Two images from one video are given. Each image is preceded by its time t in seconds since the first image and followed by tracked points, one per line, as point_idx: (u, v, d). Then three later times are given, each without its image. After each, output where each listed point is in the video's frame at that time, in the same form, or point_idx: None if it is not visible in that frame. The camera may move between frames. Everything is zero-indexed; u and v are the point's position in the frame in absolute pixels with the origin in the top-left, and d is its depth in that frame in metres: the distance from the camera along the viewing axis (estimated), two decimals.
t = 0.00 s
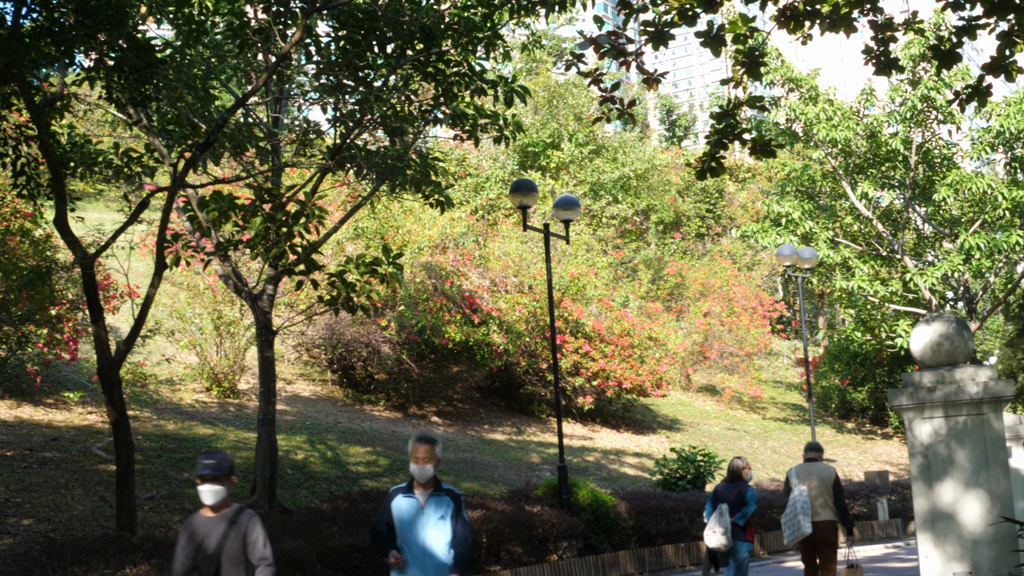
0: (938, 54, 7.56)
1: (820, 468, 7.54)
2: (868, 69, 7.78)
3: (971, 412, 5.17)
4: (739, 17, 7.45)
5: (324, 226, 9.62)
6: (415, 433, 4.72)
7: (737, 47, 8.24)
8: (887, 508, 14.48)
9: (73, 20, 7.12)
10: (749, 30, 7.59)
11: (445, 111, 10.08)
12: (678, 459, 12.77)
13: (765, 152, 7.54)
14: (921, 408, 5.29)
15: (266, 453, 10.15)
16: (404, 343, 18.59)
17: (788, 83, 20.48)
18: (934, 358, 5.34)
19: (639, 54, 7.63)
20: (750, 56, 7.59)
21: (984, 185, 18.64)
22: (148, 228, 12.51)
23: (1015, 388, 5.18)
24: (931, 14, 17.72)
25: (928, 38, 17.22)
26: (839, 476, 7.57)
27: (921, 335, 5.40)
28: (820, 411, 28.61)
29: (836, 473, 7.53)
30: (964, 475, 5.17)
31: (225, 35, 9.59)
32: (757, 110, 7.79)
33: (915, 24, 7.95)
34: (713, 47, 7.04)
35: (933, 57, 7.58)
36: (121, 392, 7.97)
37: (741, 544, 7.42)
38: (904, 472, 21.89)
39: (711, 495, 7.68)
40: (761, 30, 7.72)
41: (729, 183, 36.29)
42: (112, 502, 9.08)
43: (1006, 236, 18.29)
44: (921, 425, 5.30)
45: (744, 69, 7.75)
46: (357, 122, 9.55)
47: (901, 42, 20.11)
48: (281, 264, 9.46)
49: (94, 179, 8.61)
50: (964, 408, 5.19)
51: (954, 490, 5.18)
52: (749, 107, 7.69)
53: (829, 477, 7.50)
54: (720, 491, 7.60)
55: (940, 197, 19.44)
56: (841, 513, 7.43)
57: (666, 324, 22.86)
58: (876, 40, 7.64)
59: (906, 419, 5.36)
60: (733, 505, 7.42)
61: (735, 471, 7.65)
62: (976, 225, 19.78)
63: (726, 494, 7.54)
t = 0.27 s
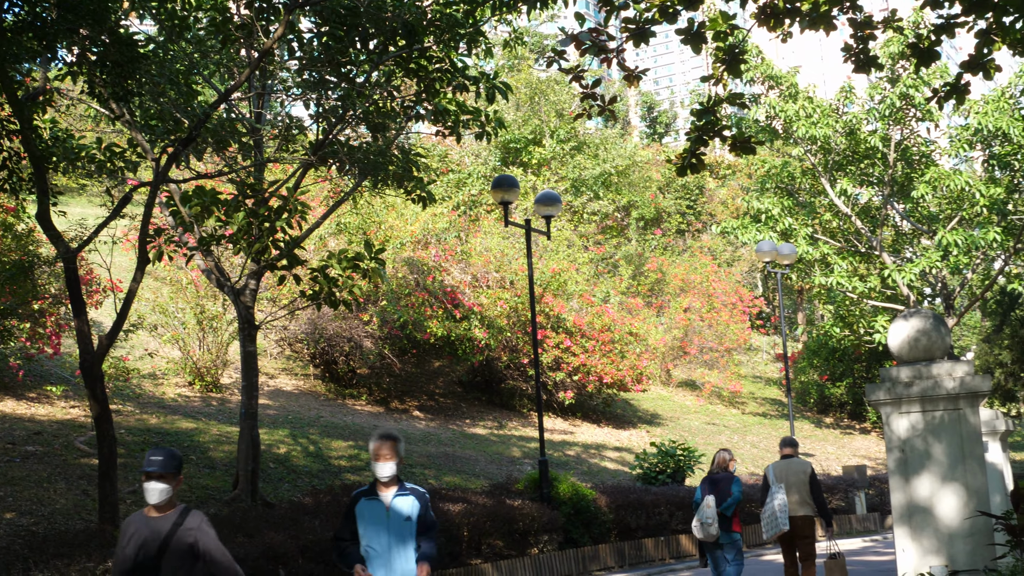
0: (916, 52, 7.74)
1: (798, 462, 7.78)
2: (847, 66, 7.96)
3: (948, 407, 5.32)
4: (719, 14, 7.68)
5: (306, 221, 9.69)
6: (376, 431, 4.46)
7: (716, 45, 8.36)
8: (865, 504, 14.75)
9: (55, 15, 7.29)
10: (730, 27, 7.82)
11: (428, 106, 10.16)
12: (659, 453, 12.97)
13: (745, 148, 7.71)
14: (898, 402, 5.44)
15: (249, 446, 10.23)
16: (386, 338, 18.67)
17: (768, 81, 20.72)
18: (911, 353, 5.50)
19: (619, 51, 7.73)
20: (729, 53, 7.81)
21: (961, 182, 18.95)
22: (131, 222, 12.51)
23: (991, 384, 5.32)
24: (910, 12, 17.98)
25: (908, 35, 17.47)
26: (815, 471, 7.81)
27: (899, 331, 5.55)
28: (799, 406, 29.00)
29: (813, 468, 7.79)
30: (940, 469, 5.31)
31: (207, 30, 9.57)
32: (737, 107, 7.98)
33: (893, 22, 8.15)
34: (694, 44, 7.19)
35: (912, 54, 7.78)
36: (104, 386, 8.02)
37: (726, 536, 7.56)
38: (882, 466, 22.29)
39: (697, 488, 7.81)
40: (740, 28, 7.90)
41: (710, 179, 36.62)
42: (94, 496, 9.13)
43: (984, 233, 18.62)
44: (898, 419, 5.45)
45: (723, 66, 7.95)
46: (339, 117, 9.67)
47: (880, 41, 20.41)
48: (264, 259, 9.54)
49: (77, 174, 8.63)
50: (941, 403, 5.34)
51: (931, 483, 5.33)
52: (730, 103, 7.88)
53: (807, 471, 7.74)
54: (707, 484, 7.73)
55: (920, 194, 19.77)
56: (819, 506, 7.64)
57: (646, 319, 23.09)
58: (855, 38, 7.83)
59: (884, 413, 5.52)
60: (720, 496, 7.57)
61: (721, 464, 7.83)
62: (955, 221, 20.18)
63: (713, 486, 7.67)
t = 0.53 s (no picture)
0: (905, 50, 7.79)
1: (783, 458, 7.85)
2: (835, 64, 8.00)
3: (935, 405, 5.38)
4: (707, 12, 7.77)
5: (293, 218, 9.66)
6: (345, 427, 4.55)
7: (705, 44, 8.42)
8: (853, 501, 14.89)
9: (41, 11, 7.22)
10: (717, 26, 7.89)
11: (414, 103, 10.13)
12: (647, 451, 13.04)
13: (733, 146, 7.77)
14: (885, 401, 5.49)
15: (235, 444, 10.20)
16: (374, 336, 18.67)
17: (756, 79, 20.84)
18: (898, 351, 5.55)
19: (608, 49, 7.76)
20: (719, 50, 7.81)
21: (949, 181, 19.17)
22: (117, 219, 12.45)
23: (979, 381, 5.35)
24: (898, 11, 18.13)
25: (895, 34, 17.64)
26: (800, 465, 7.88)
27: (886, 329, 5.62)
28: (787, 404, 29.21)
29: (798, 462, 7.85)
30: (927, 468, 5.40)
31: (194, 26, 9.53)
32: (725, 105, 8.02)
33: (880, 21, 8.23)
34: (682, 41, 7.22)
35: (900, 52, 7.81)
36: (90, 384, 8.00)
37: (724, 533, 7.62)
38: (869, 464, 22.47)
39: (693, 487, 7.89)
40: (729, 25, 7.96)
41: (698, 177, 36.78)
42: (80, 494, 9.10)
43: (971, 231, 18.79)
44: (885, 418, 5.51)
45: (712, 64, 7.98)
46: (327, 114, 9.70)
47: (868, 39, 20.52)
48: (251, 256, 9.52)
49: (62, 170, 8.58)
50: (928, 401, 5.39)
51: (918, 482, 5.42)
52: (718, 101, 7.92)
53: (792, 465, 7.81)
54: (701, 482, 7.81)
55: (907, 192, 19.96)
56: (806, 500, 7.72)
57: (634, 317, 23.18)
58: (843, 36, 7.89)
59: (871, 411, 5.57)
60: (714, 494, 7.66)
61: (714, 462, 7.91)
62: (943, 219, 20.53)
63: (707, 484, 7.76)
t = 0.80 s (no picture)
0: (894, 50, 7.86)
1: (777, 461, 7.88)
2: (824, 64, 8.07)
3: (923, 405, 5.47)
4: (696, 13, 7.88)
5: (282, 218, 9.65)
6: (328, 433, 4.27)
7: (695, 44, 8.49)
8: (840, 501, 15.03)
9: (29, 9, 7.27)
10: (705, 26, 7.98)
11: (403, 102, 10.13)
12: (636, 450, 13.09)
13: (722, 146, 7.82)
14: (873, 400, 5.59)
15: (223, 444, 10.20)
16: (362, 335, 18.67)
17: (745, 79, 20.96)
18: (886, 351, 5.65)
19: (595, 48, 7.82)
20: (707, 50, 7.86)
21: (937, 181, 19.36)
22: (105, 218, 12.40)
23: (966, 381, 5.42)
24: (886, 12, 18.27)
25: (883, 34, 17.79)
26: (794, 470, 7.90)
27: (875, 329, 5.71)
28: (775, 404, 29.38)
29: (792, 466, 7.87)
30: (914, 467, 5.48)
31: (182, 25, 9.49)
32: (714, 105, 8.07)
33: (869, 20, 8.31)
34: (671, 41, 7.25)
35: (889, 52, 7.89)
36: (77, 383, 7.98)
37: (730, 531, 7.73)
38: (857, 464, 22.64)
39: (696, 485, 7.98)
40: (718, 25, 8.03)
41: (686, 177, 36.93)
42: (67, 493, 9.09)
43: (959, 232, 18.96)
44: (873, 417, 5.61)
45: (701, 63, 8.03)
46: (315, 113, 9.73)
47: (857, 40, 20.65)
48: (239, 255, 9.51)
49: (50, 169, 8.56)
50: (916, 401, 5.48)
51: (905, 481, 5.50)
52: (706, 101, 7.98)
53: (786, 470, 7.82)
54: (705, 480, 7.90)
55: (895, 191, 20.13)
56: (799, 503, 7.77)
57: (623, 317, 23.26)
58: (832, 36, 7.96)
59: (860, 411, 5.67)
60: (720, 493, 7.75)
61: (719, 460, 8.02)
62: (932, 219, 20.74)
63: (712, 482, 7.85)
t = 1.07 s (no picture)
0: (883, 50, 7.93)
1: (774, 459, 7.95)
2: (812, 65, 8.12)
3: (912, 404, 5.55)
4: (684, 12, 7.98)
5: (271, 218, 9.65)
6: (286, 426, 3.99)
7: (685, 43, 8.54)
8: (829, 500, 15.13)
9: (16, 8, 7.22)
10: (696, 25, 8.04)
11: (393, 101, 10.13)
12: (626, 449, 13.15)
13: (710, 145, 7.86)
14: (862, 400, 5.65)
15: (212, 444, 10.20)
16: (351, 335, 18.66)
17: (734, 79, 21.08)
18: (875, 350, 5.72)
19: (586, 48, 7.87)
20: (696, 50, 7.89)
21: (927, 180, 19.55)
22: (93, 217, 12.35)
23: (954, 381, 5.54)
24: (876, 12, 18.42)
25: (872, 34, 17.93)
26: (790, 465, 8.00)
27: (864, 328, 5.78)
28: (764, 403, 29.52)
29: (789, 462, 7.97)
30: (903, 466, 5.55)
31: (171, 23, 9.49)
32: (703, 105, 8.11)
33: (858, 21, 8.39)
34: (660, 40, 7.28)
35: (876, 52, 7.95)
36: (65, 382, 7.97)
37: (727, 530, 7.79)
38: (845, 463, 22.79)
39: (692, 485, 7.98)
40: (707, 26, 8.09)
41: (676, 177, 37.06)
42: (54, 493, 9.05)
43: (948, 231, 19.14)
44: (862, 417, 5.66)
45: (690, 62, 8.06)
46: (305, 111, 9.80)
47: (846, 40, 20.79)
48: (227, 255, 9.50)
49: (38, 168, 8.54)
50: (905, 400, 5.56)
51: (895, 480, 5.57)
52: (695, 100, 8.02)
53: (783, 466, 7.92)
54: (701, 481, 7.91)
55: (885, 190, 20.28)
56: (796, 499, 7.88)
57: (612, 317, 23.32)
58: (821, 36, 8.03)
59: (849, 410, 5.72)
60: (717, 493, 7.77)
61: (714, 461, 8.03)
62: (922, 219, 20.94)
63: (708, 483, 7.87)
